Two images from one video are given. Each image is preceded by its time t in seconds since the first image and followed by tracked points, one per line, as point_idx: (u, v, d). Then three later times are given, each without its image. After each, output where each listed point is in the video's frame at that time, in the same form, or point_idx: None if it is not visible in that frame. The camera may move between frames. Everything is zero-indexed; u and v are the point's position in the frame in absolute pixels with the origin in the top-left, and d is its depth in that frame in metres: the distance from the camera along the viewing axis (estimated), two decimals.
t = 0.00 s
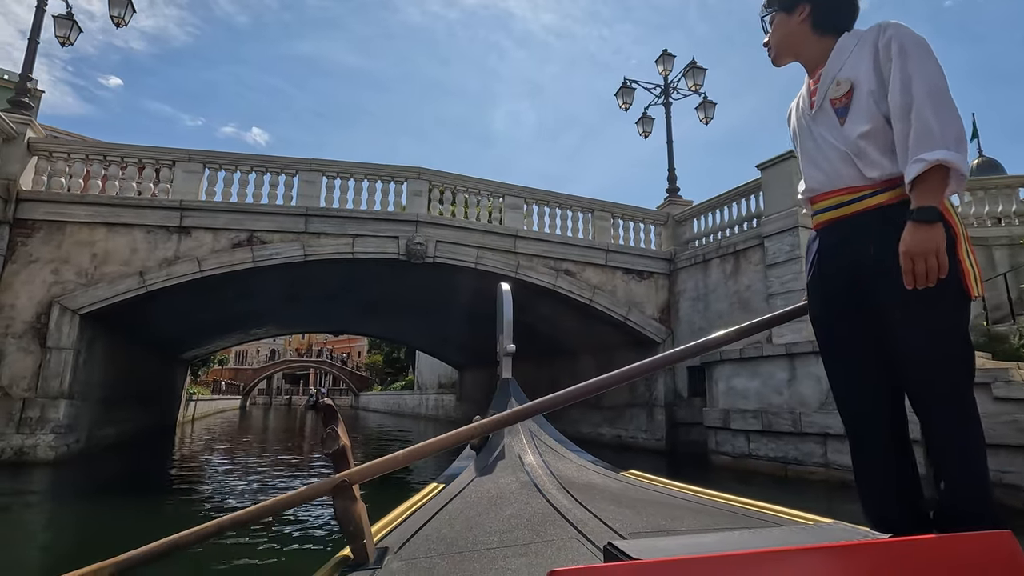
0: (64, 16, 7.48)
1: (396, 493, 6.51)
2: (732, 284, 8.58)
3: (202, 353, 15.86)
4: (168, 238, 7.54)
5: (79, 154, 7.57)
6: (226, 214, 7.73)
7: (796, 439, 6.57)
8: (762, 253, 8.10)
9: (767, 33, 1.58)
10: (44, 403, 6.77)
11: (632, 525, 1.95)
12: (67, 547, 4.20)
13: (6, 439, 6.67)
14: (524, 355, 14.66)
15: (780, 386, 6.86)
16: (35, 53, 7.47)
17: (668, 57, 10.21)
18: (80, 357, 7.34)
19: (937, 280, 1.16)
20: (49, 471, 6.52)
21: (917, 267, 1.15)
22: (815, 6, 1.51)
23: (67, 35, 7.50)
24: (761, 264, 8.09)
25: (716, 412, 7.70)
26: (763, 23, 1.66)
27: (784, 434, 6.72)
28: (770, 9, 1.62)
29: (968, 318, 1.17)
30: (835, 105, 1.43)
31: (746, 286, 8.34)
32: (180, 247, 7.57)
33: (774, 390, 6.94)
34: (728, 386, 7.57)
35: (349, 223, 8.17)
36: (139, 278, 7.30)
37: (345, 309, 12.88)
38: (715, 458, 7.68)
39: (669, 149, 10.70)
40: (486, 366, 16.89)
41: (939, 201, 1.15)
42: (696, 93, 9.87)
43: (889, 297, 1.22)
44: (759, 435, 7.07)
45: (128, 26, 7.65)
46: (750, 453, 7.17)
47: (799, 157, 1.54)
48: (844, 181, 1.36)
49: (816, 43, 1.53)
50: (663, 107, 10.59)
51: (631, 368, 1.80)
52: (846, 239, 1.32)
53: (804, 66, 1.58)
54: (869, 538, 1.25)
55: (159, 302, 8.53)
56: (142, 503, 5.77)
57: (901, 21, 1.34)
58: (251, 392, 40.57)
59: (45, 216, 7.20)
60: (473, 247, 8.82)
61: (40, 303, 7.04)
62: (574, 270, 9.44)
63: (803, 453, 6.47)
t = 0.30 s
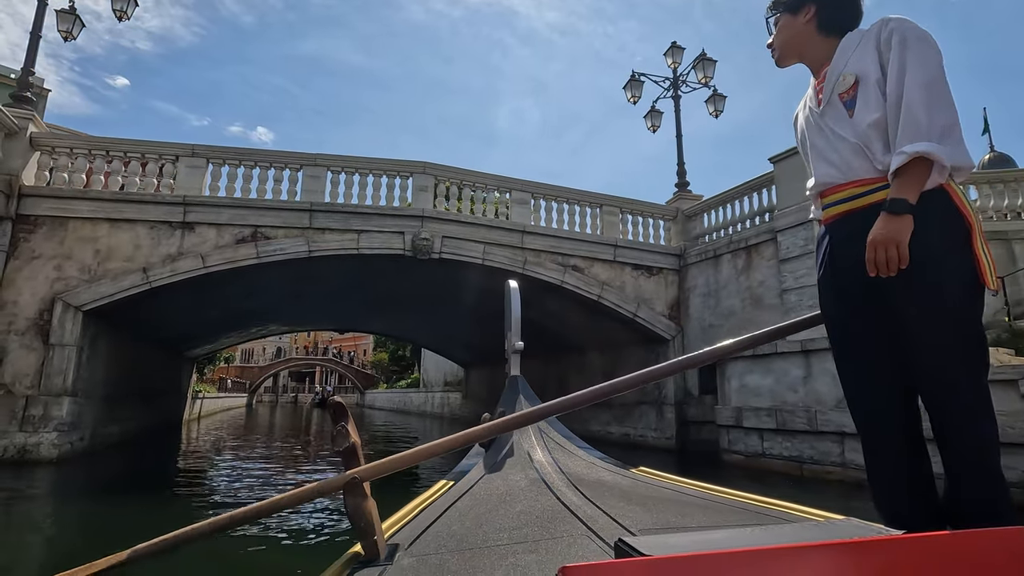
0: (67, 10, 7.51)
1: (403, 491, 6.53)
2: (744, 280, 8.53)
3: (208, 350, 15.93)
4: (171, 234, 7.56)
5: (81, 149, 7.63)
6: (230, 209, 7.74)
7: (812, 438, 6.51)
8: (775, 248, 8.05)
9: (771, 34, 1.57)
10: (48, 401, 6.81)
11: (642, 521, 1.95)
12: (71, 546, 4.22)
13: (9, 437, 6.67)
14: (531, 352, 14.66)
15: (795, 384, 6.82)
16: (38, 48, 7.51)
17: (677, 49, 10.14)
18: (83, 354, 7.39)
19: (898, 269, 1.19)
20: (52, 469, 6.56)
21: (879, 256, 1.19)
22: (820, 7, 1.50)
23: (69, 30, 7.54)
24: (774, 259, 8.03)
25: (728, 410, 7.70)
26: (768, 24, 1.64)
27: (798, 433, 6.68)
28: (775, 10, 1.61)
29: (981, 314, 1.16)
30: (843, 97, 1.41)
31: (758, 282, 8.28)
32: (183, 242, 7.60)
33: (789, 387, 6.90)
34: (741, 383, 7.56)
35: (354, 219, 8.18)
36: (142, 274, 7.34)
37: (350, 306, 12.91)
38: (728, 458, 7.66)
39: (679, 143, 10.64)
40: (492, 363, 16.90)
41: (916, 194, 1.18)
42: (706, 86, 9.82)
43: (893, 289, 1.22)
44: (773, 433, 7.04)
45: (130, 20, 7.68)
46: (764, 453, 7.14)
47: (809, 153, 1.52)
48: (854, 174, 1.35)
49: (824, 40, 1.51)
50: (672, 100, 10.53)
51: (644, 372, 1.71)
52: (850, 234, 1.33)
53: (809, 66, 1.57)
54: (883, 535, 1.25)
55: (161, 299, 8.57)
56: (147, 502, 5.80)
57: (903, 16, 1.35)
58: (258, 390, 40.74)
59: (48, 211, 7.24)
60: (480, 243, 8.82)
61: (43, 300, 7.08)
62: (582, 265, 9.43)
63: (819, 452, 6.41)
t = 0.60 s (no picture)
0: (67, 5, 7.53)
1: (408, 489, 6.53)
2: (754, 276, 8.49)
3: (211, 349, 16.00)
4: (172, 231, 7.58)
5: (80, 144, 7.64)
6: (231, 206, 7.76)
7: (826, 438, 6.47)
8: (787, 244, 8.01)
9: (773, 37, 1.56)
10: (48, 399, 6.84)
11: (650, 520, 1.94)
12: (71, 545, 4.23)
13: (9, 437, 6.70)
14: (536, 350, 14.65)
15: (807, 383, 6.79)
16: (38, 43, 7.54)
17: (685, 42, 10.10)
18: (83, 353, 7.41)
19: (893, 267, 1.20)
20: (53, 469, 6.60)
21: (874, 255, 1.20)
22: (822, 8, 1.49)
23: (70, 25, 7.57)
24: (786, 255, 7.99)
25: (739, 409, 7.69)
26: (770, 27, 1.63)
27: (812, 432, 6.64)
28: (777, 13, 1.60)
29: (989, 313, 1.15)
30: (844, 97, 1.41)
31: (769, 278, 8.25)
32: (185, 239, 7.62)
33: (801, 386, 6.85)
34: (751, 382, 7.54)
35: (356, 215, 8.19)
36: (143, 271, 7.36)
37: (353, 304, 12.93)
38: (739, 458, 7.64)
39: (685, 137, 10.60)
40: (497, 361, 16.89)
41: (911, 192, 1.16)
42: (714, 80, 9.78)
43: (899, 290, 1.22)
44: (785, 433, 7.01)
45: (131, 14, 7.68)
46: (776, 452, 7.11)
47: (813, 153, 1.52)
48: (856, 173, 1.34)
49: (827, 40, 1.50)
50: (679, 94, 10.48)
51: (651, 373, 1.71)
52: (854, 234, 1.32)
53: (813, 66, 1.56)
54: (893, 535, 1.24)
55: (162, 297, 8.60)
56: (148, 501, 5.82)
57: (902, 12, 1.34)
58: (263, 389, 40.87)
59: (49, 208, 7.27)
60: (484, 240, 8.81)
61: (43, 298, 7.10)
62: (588, 262, 9.41)
63: (835, 452, 6.36)
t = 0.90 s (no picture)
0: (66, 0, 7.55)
1: (412, 488, 6.54)
2: (764, 273, 8.44)
3: (213, 348, 16.04)
4: (172, 228, 7.61)
5: (80, 140, 7.65)
6: (232, 203, 7.78)
7: (840, 438, 6.43)
8: (797, 240, 7.95)
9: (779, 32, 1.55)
10: (47, 398, 6.84)
11: (656, 520, 1.94)
12: (71, 546, 4.24)
13: (7, 437, 6.71)
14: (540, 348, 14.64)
15: (821, 382, 6.76)
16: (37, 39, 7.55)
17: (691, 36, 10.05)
18: (82, 351, 7.42)
19: (911, 273, 1.19)
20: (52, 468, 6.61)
21: (890, 260, 1.19)
22: (830, 4, 1.48)
23: (69, 19, 7.58)
24: (796, 251, 7.95)
25: (749, 409, 7.68)
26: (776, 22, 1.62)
27: (825, 432, 6.60)
28: (783, 10, 1.59)
29: (1000, 316, 1.14)
30: (853, 97, 1.39)
31: (779, 275, 8.20)
32: (185, 236, 7.65)
33: (814, 384, 6.84)
34: (761, 380, 7.52)
35: (359, 212, 8.19)
36: (142, 269, 7.36)
37: (356, 302, 12.94)
38: (748, 457, 7.63)
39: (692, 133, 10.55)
40: (500, 359, 16.88)
41: (926, 196, 1.16)
42: (721, 74, 9.73)
43: (909, 291, 1.21)
44: (796, 433, 6.97)
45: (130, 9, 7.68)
46: (787, 452, 7.08)
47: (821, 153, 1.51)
48: (865, 174, 1.33)
49: (837, 38, 1.49)
50: (686, 89, 10.43)
51: (658, 371, 1.70)
52: (863, 235, 1.31)
53: (821, 64, 1.55)
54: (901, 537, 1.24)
55: (161, 295, 8.62)
56: (148, 500, 5.84)
57: (914, 11, 1.33)
58: (266, 388, 40.97)
59: (48, 204, 7.28)
60: (488, 236, 8.80)
61: (42, 295, 7.11)
62: (594, 259, 9.40)
63: (849, 453, 6.32)
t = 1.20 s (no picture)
0: None
1: (416, 488, 6.54)
2: (772, 270, 8.38)
3: (214, 347, 16.08)
4: (171, 224, 7.62)
5: (77, 136, 7.65)
6: (232, 199, 7.79)
7: (855, 438, 6.38)
8: (807, 236, 7.88)
9: (792, 25, 1.53)
10: (44, 398, 6.84)
11: (660, 521, 1.94)
12: (69, 547, 4.24)
13: (4, 436, 6.72)
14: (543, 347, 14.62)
15: (833, 381, 6.72)
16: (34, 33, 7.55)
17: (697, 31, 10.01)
18: (80, 350, 7.43)
19: (932, 279, 1.16)
20: (48, 468, 6.62)
21: (913, 266, 1.16)
22: None
23: (66, 13, 7.57)
24: (805, 247, 7.88)
25: (759, 408, 7.66)
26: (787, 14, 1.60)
27: (837, 433, 6.55)
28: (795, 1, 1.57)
29: (1012, 318, 1.14)
30: (870, 95, 1.38)
31: (788, 272, 8.13)
32: (184, 233, 7.65)
33: (826, 384, 6.80)
34: (772, 380, 7.49)
35: (360, 208, 8.20)
36: (141, 266, 7.38)
37: (357, 300, 12.95)
38: (758, 459, 7.61)
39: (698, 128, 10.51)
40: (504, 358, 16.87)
41: (949, 201, 1.14)
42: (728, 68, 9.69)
43: (923, 294, 1.19)
44: (807, 433, 6.92)
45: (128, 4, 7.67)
46: (798, 453, 7.03)
47: (833, 151, 1.50)
48: (878, 174, 1.32)
49: (855, 33, 1.47)
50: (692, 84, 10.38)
51: (664, 368, 1.69)
52: (875, 235, 1.30)
53: (836, 58, 1.53)
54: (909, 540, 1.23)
55: (161, 292, 8.64)
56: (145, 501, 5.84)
57: (936, 9, 1.31)
58: (268, 386, 41.09)
59: (45, 201, 7.28)
60: (492, 233, 8.81)
61: (39, 293, 7.14)
62: (599, 256, 9.40)
63: (863, 454, 6.26)
